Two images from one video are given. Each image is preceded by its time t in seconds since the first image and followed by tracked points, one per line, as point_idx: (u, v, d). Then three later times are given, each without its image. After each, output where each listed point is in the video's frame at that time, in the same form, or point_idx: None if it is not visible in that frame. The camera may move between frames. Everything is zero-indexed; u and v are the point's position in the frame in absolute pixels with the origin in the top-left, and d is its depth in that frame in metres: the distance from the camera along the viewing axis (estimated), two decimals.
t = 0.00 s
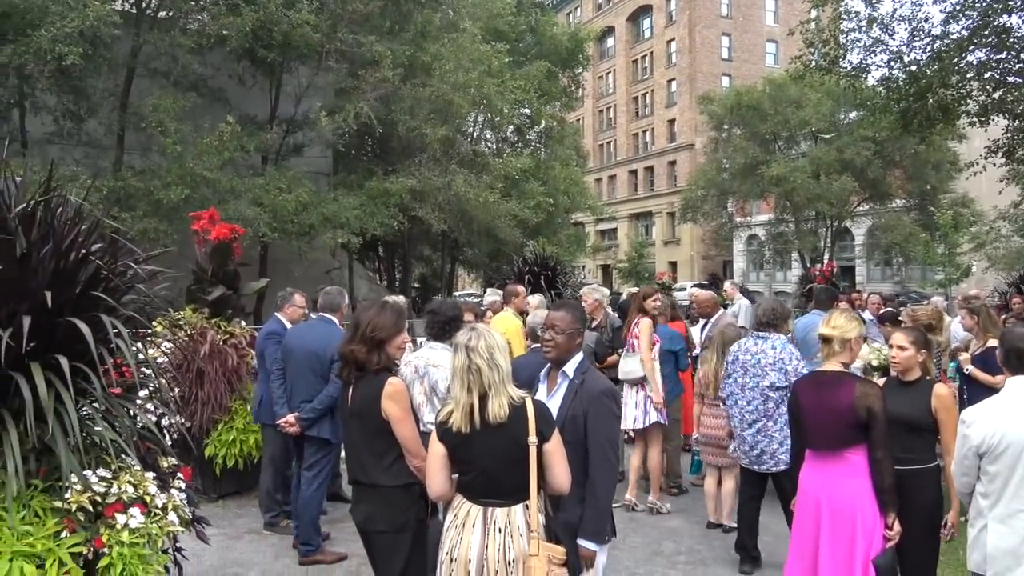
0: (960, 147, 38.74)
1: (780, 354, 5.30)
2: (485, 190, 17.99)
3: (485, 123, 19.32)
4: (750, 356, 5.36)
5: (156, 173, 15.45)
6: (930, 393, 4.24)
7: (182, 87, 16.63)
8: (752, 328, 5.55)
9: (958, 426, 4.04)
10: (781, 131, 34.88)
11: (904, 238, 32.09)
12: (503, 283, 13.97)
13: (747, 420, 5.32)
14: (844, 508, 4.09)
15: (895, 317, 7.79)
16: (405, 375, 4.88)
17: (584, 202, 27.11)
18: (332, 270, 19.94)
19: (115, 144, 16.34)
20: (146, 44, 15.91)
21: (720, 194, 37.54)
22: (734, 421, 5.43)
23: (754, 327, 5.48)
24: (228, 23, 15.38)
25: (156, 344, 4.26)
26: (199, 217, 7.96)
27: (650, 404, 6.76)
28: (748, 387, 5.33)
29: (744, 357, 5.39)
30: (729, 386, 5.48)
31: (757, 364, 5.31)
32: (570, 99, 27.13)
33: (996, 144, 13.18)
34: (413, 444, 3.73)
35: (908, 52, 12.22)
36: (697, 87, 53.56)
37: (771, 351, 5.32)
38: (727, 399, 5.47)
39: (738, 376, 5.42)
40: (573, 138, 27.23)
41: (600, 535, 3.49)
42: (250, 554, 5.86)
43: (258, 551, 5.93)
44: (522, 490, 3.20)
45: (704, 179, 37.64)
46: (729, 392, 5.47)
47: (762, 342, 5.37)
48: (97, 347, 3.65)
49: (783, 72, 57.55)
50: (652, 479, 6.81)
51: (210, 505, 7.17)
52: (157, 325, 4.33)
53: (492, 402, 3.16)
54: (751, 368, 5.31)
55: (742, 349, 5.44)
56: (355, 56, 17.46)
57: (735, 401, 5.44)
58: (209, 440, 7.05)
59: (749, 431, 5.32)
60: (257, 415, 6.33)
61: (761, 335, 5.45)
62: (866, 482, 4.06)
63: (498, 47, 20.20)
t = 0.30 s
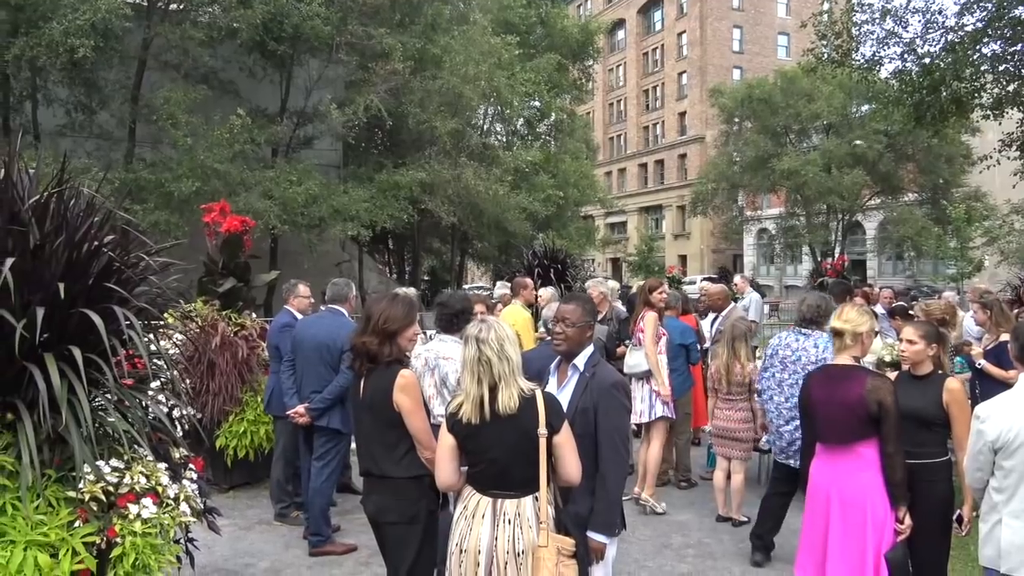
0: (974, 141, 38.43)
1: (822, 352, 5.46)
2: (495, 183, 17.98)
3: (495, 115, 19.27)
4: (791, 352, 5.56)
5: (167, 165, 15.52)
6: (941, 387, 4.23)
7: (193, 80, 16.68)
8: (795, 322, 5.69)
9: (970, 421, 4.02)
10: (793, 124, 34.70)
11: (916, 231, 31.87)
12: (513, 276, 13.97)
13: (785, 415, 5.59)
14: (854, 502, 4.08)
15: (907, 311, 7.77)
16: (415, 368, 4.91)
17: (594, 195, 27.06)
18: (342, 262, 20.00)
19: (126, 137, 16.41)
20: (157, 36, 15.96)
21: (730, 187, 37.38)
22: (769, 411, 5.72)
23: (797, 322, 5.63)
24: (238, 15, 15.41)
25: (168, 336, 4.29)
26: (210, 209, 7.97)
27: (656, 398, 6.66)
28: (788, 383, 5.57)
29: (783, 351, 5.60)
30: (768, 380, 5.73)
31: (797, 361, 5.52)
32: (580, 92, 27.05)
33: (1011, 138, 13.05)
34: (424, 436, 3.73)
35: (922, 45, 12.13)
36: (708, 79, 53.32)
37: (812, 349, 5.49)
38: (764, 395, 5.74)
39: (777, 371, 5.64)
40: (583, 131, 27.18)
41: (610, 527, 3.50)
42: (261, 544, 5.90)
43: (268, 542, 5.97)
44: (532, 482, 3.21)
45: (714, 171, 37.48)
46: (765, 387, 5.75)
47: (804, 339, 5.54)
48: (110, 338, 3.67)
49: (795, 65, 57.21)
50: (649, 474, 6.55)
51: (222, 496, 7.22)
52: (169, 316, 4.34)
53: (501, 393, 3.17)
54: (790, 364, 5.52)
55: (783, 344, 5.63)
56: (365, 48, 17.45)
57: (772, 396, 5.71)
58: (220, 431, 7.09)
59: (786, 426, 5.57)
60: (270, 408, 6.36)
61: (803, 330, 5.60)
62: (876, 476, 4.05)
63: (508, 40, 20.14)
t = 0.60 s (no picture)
0: (989, 133, 38.09)
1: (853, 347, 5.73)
2: (506, 176, 17.96)
3: (507, 109, 19.23)
4: (822, 346, 5.81)
5: (180, 159, 15.59)
6: (957, 381, 4.21)
7: (205, 74, 16.73)
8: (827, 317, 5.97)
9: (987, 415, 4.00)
10: (806, 117, 34.52)
11: (931, 224, 31.62)
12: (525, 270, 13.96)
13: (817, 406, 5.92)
14: (869, 496, 4.05)
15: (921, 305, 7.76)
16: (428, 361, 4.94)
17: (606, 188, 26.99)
18: (354, 256, 20.04)
19: (139, 131, 16.48)
20: (169, 30, 16.01)
21: (742, 181, 37.18)
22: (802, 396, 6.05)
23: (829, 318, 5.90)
24: (250, 9, 15.43)
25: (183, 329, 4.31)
26: (222, 203, 7.97)
27: (667, 394, 6.66)
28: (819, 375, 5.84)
29: (815, 345, 5.86)
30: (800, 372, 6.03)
31: (827, 355, 5.79)
32: (592, 85, 26.96)
33: None
34: (437, 428, 3.74)
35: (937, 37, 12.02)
36: (721, 72, 53.06)
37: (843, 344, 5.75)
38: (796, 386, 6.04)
39: (808, 363, 5.92)
40: (594, 124, 27.12)
41: (624, 520, 3.50)
42: (275, 537, 5.93)
43: (283, 534, 6.00)
44: (545, 474, 3.21)
45: (726, 165, 37.31)
46: (798, 378, 6.03)
47: (836, 334, 5.80)
48: (125, 331, 3.69)
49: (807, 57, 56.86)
50: (664, 473, 6.41)
51: (236, 488, 7.26)
52: (183, 309, 4.37)
53: (514, 386, 3.16)
54: (822, 357, 5.78)
55: (815, 337, 5.89)
56: (376, 42, 17.44)
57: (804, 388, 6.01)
58: (234, 424, 7.13)
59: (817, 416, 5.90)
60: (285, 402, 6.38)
61: (835, 326, 5.88)
62: (891, 469, 4.02)
63: (519, 33, 20.06)
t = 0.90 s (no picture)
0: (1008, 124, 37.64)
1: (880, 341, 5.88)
2: (520, 170, 17.93)
3: (521, 103, 19.20)
4: (850, 341, 6.00)
5: (196, 155, 15.68)
6: (977, 375, 4.18)
7: (220, 71, 16.81)
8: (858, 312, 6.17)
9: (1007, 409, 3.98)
10: (821, 109, 34.27)
11: (948, 216, 31.30)
12: (539, 264, 13.94)
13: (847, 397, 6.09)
14: (890, 490, 4.02)
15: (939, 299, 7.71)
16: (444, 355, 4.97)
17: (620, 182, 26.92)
18: (369, 251, 20.10)
19: (155, 127, 16.59)
20: (184, 27, 16.09)
21: (757, 174, 36.94)
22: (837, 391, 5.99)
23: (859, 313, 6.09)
24: (264, 5, 15.49)
25: (199, 324, 4.33)
26: (239, 199, 8.02)
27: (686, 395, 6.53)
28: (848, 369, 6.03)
29: (843, 341, 6.07)
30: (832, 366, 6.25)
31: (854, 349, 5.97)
32: (605, 78, 26.87)
33: None
34: (452, 423, 3.74)
35: (956, 27, 11.91)
36: (735, 65, 52.75)
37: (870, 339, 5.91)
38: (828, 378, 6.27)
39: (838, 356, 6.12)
40: (608, 118, 27.04)
41: (639, 515, 3.50)
42: (293, 531, 5.96)
43: (300, 527, 6.04)
44: (561, 468, 3.20)
45: (741, 158, 37.09)
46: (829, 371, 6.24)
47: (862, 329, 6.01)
48: (143, 326, 3.72)
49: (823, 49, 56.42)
50: (678, 471, 6.36)
51: (252, 482, 7.31)
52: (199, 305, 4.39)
53: (529, 380, 3.17)
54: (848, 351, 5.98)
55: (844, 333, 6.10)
56: (389, 37, 17.44)
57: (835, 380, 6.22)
58: (251, 418, 7.17)
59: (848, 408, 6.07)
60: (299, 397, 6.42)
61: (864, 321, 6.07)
62: (913, 464, 3.99)
63: (533, 27, 19.99)
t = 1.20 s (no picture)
0: None
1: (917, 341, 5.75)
2: (536, 166, 17.87)
3: (536, 98, 19.15)
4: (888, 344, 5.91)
5: (213, 153, 15.79)
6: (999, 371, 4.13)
7: (236, 68, 16.90)
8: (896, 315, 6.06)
9: None
10: (839, 102, 33.99)
11: (969, 210, 30.95)
12: (556, 260, 13.92)
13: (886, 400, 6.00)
14: (930, 488, 3.90)
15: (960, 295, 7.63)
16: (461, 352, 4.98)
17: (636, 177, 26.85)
18: (385, 248, 20.14)
19: (173, 126, 16.71)
20: (201, 25, 16.18)
21: (775, 168, 36.71)
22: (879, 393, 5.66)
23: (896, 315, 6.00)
24: (280, 3, 15.57)
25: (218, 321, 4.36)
26: (256, 196, 8.06)
27: (705, 392, 6.40)
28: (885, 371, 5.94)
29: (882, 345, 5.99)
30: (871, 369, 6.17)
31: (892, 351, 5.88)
32: (621, 73, 26.79)
33: None
34: (470, 419, 3.74)
35: (976, 18, 11.76)
36: (752, 59, 52.44)
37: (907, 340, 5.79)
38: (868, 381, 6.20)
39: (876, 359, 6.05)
40: (624, 113, 26.98)
41: (657, 511, 3.49)
42: (311, 526, 5.99)
43: (318, 523, 6.07)
44: (578, 465, 3.20)
45: (759, 152, 36.87)
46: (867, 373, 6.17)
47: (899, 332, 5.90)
48: (162, 324, 3.75)
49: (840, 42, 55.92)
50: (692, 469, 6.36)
51: (271, 478, 7.35)
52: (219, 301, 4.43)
53: (545, 375, 3.16)
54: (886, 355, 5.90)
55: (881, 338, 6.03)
56: (405, 34, 17.43)
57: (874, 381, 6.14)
58: (270, 414, 7.22)
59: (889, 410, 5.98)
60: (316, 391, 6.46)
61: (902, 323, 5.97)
62: (946, 458, 3.94)
63: (548, 22, 19.93)
